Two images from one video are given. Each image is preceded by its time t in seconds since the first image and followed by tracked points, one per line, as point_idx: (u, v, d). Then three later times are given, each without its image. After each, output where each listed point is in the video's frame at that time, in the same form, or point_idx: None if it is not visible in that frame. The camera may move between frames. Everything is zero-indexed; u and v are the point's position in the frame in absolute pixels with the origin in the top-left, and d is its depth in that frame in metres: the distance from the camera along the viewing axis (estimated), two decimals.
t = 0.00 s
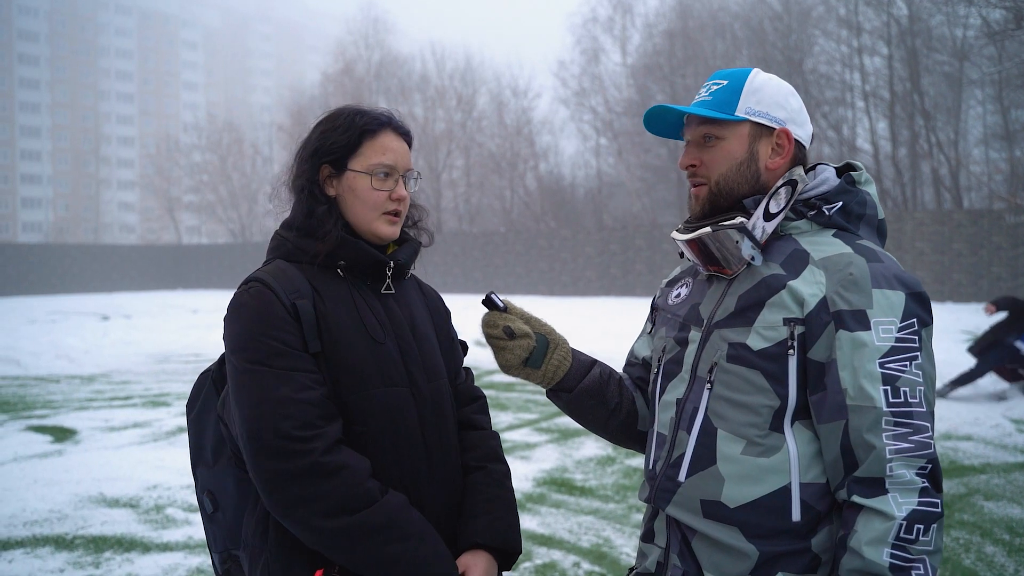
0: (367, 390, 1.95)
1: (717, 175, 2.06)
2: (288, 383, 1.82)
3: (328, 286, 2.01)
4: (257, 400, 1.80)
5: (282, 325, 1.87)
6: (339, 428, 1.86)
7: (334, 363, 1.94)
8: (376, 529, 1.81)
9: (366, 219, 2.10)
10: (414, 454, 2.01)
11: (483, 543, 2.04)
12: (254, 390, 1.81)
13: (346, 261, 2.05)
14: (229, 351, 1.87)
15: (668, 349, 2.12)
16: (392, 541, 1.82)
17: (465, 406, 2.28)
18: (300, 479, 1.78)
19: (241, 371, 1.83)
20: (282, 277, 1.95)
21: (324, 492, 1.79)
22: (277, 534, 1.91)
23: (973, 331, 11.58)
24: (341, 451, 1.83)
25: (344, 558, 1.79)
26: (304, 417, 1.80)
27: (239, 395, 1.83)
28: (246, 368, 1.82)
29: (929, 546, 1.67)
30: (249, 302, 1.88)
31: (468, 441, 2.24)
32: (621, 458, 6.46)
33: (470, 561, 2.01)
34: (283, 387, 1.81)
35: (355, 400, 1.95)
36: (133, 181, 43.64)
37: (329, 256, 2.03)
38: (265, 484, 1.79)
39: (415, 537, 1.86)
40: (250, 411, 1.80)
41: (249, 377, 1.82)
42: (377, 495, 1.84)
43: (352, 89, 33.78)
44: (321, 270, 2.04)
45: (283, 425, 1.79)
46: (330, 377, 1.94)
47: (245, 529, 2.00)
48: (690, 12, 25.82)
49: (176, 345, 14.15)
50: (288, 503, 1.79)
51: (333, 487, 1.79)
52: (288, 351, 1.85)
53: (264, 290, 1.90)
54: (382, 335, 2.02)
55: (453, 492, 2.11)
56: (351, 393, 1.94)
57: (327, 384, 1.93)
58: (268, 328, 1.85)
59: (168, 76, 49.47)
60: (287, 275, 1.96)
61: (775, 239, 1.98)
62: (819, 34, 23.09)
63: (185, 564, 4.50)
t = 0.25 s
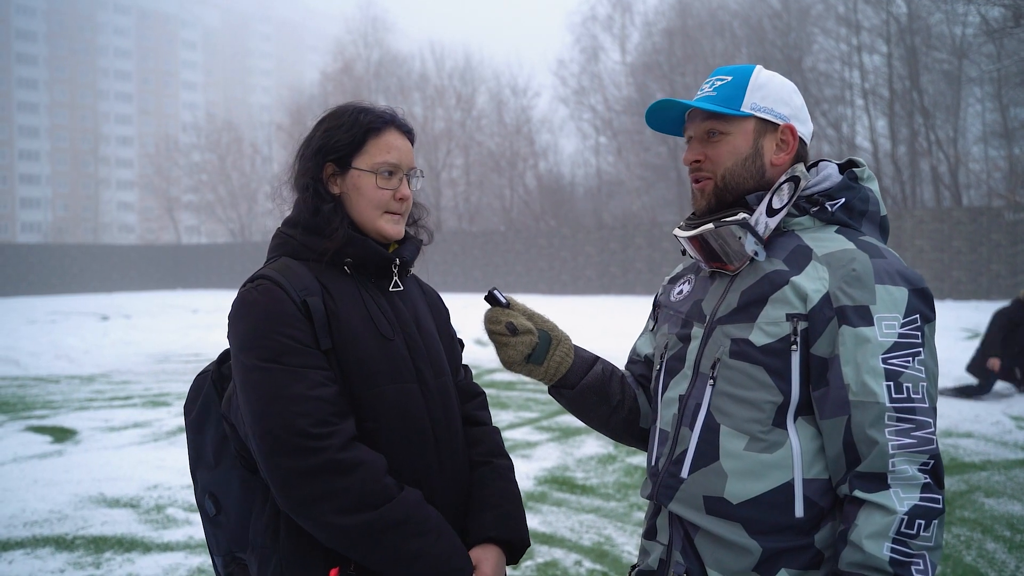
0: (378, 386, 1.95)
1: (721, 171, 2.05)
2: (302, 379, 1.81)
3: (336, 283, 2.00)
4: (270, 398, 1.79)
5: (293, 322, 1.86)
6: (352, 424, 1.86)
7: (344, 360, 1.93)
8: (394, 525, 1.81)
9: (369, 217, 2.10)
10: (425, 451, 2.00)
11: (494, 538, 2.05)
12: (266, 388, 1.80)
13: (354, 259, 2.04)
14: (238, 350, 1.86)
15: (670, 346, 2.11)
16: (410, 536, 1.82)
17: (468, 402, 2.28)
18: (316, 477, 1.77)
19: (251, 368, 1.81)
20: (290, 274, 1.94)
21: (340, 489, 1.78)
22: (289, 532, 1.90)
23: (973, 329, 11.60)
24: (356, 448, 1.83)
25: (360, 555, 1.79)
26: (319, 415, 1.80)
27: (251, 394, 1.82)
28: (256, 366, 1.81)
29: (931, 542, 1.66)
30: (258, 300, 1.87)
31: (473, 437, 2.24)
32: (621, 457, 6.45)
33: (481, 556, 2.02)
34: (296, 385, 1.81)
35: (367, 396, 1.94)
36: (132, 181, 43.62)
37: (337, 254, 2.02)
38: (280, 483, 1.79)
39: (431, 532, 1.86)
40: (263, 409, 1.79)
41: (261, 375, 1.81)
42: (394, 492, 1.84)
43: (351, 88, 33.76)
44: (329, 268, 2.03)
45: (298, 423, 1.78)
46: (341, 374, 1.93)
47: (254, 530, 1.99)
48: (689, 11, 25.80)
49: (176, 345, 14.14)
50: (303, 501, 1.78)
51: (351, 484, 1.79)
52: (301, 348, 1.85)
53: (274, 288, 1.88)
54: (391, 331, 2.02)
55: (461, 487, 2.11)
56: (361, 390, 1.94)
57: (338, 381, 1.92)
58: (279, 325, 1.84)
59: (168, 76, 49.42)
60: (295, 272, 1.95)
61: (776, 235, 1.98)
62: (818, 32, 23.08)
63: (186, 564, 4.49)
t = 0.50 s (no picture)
0: (377, 382, 1.95)
1: (715, 166, 2.05)
2: (304, 375, 1.81)
3: (334, 279, 1.99)
4: (271, 395, 1.78)
5: (293, 319, 1.85)
6: (353, 420, 1.86)
7: (343, 355, 1.93)
8: (397, 520, 1.81)
9: (363, 213, 2.09)
10: (424, 447, 2.00)
11: (492, 531, 2.05)
12: (267, 385, 1.79)
13: (351, 256, 2.04)
14: (236, 346, 1.84)
15: (663, 342, 2.11)
16: (413, 531, 1.82)
17: (461, 399, 2.28)
18: (317, 473, 1.77)
19: (251, 365, 1.80)
20: (287, 270, 1.93)
21: (343, 485, 1.78)
22: (289, 529, 1.89)
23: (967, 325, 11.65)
24: (358, 444, 1.82)
25: (363, 551, 1.78)
26: (320, 411, 1.79)
27: (250, 391, 1.81)
28: (256, 362, 1.80)
29: (924, 535, 1.67)
30: (256, 295, 1.86)
31: (468, 433, 2.24)
32: (616, 454, 6.46)
33: (480, 549, 2.02)
34: (297, 381, 1.80)
35: (366, 392, 1.94)
36: (126, 180, 43.46)
37: (334, 250, 2.02)
38: (282, 480, 1.78)
39: (434, 528, 1.86)
40: (264, 405, 1.78)
41: (261, 371, 1.80)
42: (397, 487, 1.84)
43: (345, 86, 33.69)
44: (326, 265, 2.02)
45: (300, 419, 1.77)
46: (341, 370, 1.92)
47: (251, 528, 1.98)
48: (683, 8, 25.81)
49: (171, 344, 14.09)
50: (305, 499, 1.77)
51: (354, 480, 1.79)
52: (301, 344, 1.84)
53: (272, 284, 1.87)
54: (389, 327, 2.01)
55: (459, 483, 2.11)
56: (361, 386, 1.93)
57: (338, 377, 1.92)
58: (279, 322, 1.83)
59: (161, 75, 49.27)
60: (293, 268, 1.94)
61: (768, 231, 1.98)
62: (812, 29, 23.12)
63: (180, 564, 4.48)
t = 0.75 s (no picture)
0: (362, 380, 1.96)
1: (687, 164, 2.08)
2: (291, 373, 1.82)
3: (319, 278, 2.01)
4: (259, 393, 1.80)
5: (281, 318, 1.87)
6: (340, 417, 1.87)
7: (328, 354, 1.94)
8: (385, 514, 1.83)
9: (346, 215, 2.10)
10: (410, 444, 2.01)
11: (479, 526, 2.07)
12: (254, 384, 1.80)
13: (335, 255, 2.05)
14: (221, 346, 1.85)
15: (647, 340, 2.13)
16: (400, 526, 1.84)
17: (444, 396, 2.30)
18: (306, 469, 1.79)
19: (238, 363, 1.81)
20: (273, 269, 1.95)
21: (333, 481, 1.79)
22: (277, 527, 1.90)
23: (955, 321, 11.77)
24: (345, 439, 1.84)
25: (352, 545, 1.80)
26: (307, 408, 1.81)
27: (236, 389, 1.82)
28: (243, 361, 1.81)
29: (906, 528, 1.69)
30: (241, 295, 1.87)
31: (453, 430, 2.26)
32: (606, 450, 6.49)
33: (466, 543, 2.04)
34: (285, 378, 1.82)
35: (352, 389, 1.95)
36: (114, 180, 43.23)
37: (318, 250, 2.03)
38: (269, 478, 1.79)
39: (423, 524, 1.88)
40: (252, 403, 1.79)
41: (247, 370, 1.81)
42: (385, 483, 1.86)
43: (334, 85, 33.61)
44: (310, 265, 2.03)
45: (287, 417, 1.79)
46: (327, 368, 1.94)
47: (239, 527, 1.99)
48: (672, 5, 25.85)
49: (159, 345, 14.05)
50: (294, 496, 1.78)
51: (341, 476, 1.81)
52: (286, 343, 1.85)
53: (257, 284, 1.89)
54: (374, 325, 2.03)
55: (445, 480, 2.13)
56: (347, 385, 1.95)
57: (324, 375, 1.93)
58: (266, 322, 1.85)
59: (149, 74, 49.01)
60: (278, 268, 1.96)
61: (750, 229, 2.00)
62: (800, 26, 23.21)
63: (170, 564, 4.48)
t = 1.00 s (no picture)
0: (355, 378, 1.98)
1: (671, 164, 2.11)
2: (284, 372, 1.84)
3: (312, 278, 2.03)
4: (252, 392, 1.82)
5: (275, 318, 1.89)
6: (333, 415, 1.90)
7: (321, 354, 1.96)
8: (377, 512, 1.85)
9: (335, 212, 2.12)
10: (402, 442, 2.03)
11: (470, 522, 2.09)
12: (248, 383, 1.82)
13: (327, 255, 2.07)
14: (215, 345, 1.87)
15: (634, 339, 2.15)
16: (393, 522, 1.86)
17: (434, 394, 2.33)
18: (300, 467, 1.81)
19: (232, 363, 1.83)
20: (265, 270, 1.96)
21: (326, 477, 1.82)
22: (271, 524, 1.92)
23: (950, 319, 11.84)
24: (338, 437, 1.86)
25: (346, 542, 1.82)
26: (299, 407, 1.83)
27: (230, 388, 1.84)
28: (238, 360, 1.83)
29: (887, 523, 1.72)
30: (235, 295, 1.89)
31: (444, 428, 2.29)
32: (600, 448, 6.52)
33: (457, 539, 2.06)
34: (280, 376, 1.84)
35: (346, 388, 1.97)
36: (109, 180, 43.17)
37: (310, 249, 2.05)
38: (263, 476, 1.82)
39: (416, 520, 1.90)
40: (246, 403, 1.81)
41: (242, 370, 1.83)
42: (377, 480, 1.87)
43: (329, 83, 33.59)
44: (303, 265, 2.05)
45: (281, 416, 1.81)
46: (320, 367, 1.96)
47: (232, 524, 2.01)
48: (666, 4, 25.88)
49: (155, 344, 14.06)
50: (288, 494, 1.80)
51: (333, 474, 1.82)
52: (280, 342, 1.87)
53: (250, 284, 1.90)
54: (366, 324, 2.05)
55: (435, 478, 2.15)
56: (338, 383, 1.97)
57: (317, 374, 1.95)
58: (260, 321, 1.86)
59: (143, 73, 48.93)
60: (271, 268, 1.98)
61: (734, 229, 2.03)
62: (794, 24, 23.26)
63: (166, 563, 4.50)
